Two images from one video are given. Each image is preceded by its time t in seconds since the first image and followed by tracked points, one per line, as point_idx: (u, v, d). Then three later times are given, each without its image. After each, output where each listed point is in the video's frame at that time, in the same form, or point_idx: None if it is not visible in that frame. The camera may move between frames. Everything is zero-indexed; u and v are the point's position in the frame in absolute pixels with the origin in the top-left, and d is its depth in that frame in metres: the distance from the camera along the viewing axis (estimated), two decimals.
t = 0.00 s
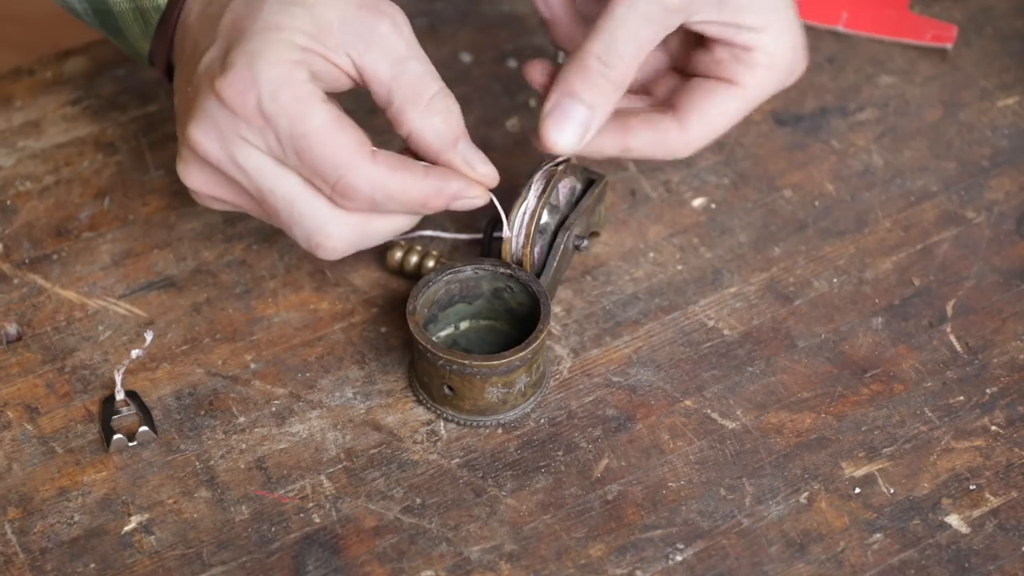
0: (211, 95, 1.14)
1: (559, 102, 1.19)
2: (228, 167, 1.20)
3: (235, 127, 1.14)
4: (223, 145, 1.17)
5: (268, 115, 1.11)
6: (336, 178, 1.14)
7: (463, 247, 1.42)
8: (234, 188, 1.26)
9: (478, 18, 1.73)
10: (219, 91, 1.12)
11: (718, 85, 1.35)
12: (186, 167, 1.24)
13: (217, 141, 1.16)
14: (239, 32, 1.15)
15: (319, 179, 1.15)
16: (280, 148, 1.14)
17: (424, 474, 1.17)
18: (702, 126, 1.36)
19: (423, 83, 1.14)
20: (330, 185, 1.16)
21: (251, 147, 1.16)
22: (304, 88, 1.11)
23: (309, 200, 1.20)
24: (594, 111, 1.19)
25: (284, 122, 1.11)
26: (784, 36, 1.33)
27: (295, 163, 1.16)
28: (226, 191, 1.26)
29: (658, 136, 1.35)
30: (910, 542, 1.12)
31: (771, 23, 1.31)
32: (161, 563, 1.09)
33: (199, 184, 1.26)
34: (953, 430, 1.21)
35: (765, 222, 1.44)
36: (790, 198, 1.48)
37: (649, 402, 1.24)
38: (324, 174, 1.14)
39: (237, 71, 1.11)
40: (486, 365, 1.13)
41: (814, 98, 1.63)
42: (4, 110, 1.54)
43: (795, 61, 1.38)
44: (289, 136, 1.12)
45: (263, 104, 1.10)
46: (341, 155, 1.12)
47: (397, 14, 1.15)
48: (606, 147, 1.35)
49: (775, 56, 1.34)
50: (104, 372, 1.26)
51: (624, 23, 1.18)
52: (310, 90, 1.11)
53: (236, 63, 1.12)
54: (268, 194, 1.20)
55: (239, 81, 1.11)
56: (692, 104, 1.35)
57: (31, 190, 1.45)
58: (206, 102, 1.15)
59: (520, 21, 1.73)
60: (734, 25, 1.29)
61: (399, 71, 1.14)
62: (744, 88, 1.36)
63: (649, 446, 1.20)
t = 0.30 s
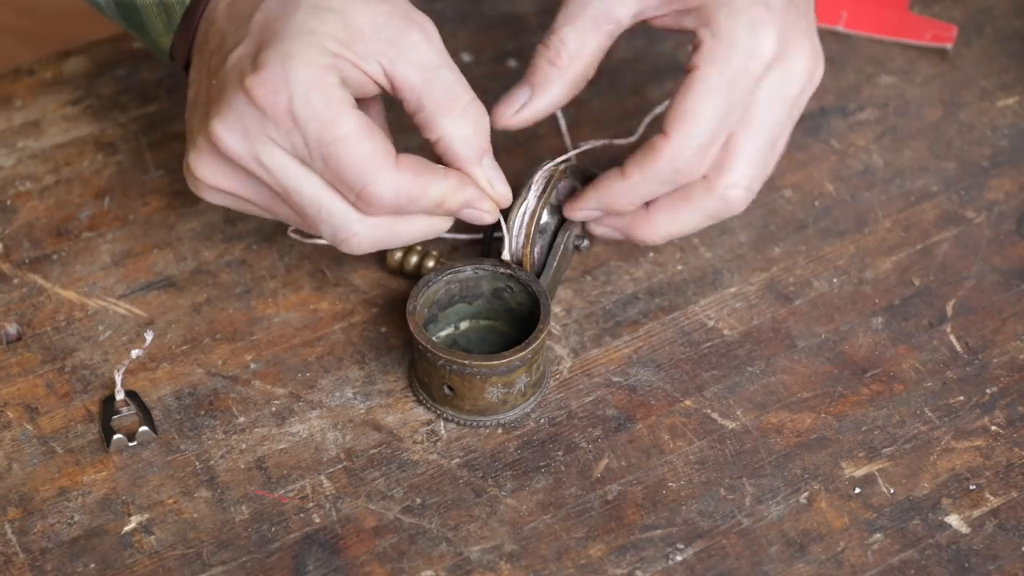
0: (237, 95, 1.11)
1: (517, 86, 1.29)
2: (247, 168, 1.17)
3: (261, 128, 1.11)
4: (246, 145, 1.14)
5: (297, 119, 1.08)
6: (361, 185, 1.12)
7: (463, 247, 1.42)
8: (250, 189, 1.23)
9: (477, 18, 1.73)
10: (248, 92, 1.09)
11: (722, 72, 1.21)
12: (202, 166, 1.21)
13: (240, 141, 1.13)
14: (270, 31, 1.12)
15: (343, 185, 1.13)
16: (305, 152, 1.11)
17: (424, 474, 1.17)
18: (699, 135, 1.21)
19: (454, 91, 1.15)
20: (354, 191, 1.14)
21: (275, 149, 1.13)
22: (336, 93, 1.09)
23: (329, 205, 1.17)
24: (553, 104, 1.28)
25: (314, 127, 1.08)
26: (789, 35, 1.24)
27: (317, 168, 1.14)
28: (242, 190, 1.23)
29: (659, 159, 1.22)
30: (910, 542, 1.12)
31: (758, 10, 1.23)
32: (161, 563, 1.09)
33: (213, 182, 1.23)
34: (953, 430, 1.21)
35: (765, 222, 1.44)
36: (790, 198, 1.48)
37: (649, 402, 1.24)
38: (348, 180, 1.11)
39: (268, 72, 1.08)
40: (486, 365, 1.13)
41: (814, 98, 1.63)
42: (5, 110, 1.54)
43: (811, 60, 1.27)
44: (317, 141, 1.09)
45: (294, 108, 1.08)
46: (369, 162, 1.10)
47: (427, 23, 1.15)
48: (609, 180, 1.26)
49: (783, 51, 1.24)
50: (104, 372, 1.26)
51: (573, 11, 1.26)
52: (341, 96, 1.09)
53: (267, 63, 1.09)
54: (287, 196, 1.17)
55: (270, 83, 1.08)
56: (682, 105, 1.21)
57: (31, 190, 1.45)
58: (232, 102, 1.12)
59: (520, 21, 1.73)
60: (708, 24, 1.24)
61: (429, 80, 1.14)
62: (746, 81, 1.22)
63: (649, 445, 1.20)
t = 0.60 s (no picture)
0: (237, 93, 1.09)
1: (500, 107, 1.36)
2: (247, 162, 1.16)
3: (261, 127, 1.10)
4: (246, 142, 1.13)
5: (296, 120, 1.07)
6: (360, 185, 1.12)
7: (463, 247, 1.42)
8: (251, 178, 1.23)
9: (477, 18, 1.73)
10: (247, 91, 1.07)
11: (685, 55, 1.22)
12: (203, 157, 1.21)
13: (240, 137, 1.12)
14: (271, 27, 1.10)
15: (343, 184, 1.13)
16: (303, 151, 1.11)
17: (424, 474, 1.17)
18: (660, 114, 1.23)
19: (460, 84, 1.14)
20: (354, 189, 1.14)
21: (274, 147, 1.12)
22: (336, 93, 1.07)
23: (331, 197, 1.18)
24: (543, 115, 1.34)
25: (313, 129, 1.07)
26: (757, 25, 1.25)
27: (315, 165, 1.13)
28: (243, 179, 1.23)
29: (618, 134, 1.24)
30: (910, 542, 1.12)
31: None
32: (161, 563, 1.09)
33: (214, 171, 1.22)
34: (953, 430, 1.21)
35: (765, 222, 1.44)
36: (790, 198, 1.48)
37: (649, 402, 1.24)
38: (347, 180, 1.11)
39: (268, 72, 1.06)
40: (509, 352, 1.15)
41: (814, 98, 1.62)
42: (5, 111, 1.54)
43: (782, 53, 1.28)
44: (316, 143, 1.08)
45: (293, 109, 1.06)
46: (369, 163, 1.10)
47: (432, 14, 1.13)
48: (571, 150, 1.29)
49: (750, 41, 1.25)
50: (104, 372, 1.26)
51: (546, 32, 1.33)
52: (340, 98, 1.08)
53: (267, 63, 1.06)
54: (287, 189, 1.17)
55: (269, 84, 1.06)
56: (646, 84, 1.22)
57: (31, 190, 1.45)
58: (232, 98, 1.10)
59: (519, 21, 1.73)
60: (675, 11, 1.26)
61: (433, 76, 1.13)
62: (709, 65, 1.23)
63: (649, 445, 1.20)
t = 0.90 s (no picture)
0: (248, 87, 1.06)
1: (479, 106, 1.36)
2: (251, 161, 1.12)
3: (271, 124, 1.07)
4: (253, 139, 1.09)
5: (311, 116, 1.05)
6: (374, 180, 1.11)
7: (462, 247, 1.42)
8: (247, 179, 1.20)
9: (477, 18, 1.73)
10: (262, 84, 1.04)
11: (662, 56, 1.26)
12: (201, 158, 1.17)
13: (248, 134, 1.09)
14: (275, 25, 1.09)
15: (357, 178, 1.11)
16: (316, 146, 1.08)
17: (424, 474, 1.17)
18: (638, 112, 1.25)
19: (464, 83, 1.15)
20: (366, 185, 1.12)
21: (285, 143, 1.09)
22: (351, 87, 1.06)
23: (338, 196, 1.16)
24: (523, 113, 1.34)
25: (328, 124, 1.05)
26: (731, 31, 1.30)
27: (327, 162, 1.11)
28: (239, 180, 1.20)
29: (597, 133, 1.27)
30: (910, 542, 1.12)
31: (700, 5, 1.29)
32: (161, 563, 1.09)
33: (210, 172, 1.19)
34: (953, 430, 1.21)
35: (765, 222, 1.44)
36: (790, 198, 1.48)
37: (649, 402, 1.24)
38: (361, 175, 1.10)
39: (281, 67, 1.04)
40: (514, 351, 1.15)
41: (814, 98, 1.62)
42: (5, 111, 1.54)
43: (757, 62, 1.33)
44: (332, 138, 1.07)
45: (311, 102, 1.04)
46: (386, 156, 1.09)
47: (433, 15, 1.14)
48: (550, 149, 1.31)
49: (724, 45, 1.29)
50: (104, 372, 1.26)
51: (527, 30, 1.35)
52: (354, 91, 1.06)
53: (279, 59, 1.04)
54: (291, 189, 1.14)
55: (283, 79, 1.04)
56: (625, 83, 1.25)
57: (31, 190, 1.45)
58: (241, 93, 1.07)
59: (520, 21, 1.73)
60: (652, 15, 1.30)
61: (438, 75, 1.14)
62: (686, 67, 1.27)
63: (650, 445, 1.20)
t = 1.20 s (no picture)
0: (254, 97, 1.06)
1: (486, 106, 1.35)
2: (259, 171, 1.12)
3: (279, 131, 1.07)
4: (260, 148, 1.09)
5: (319, 122, 1.05)
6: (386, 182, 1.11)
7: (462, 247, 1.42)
8: (253, 187, 1.20)
9: (477, 18, 1.73)
10: (268, 93, 1.04)
11: (670, 59, 1.26)
12: (206, 167, 1.17)
13: (254, 143, 1.09)
14: (280, 33, 1.09)
15: (371, 179, 1.11)
16: (327, 151, 1.08)
17: (424, 474, 1.17)
18: (643, 114, 1.26)
19: (469, 92, 1.15)
20: (381, 185, 1.12)
21: (292, 150, 1.09)
22: (359, 92, 1.06)
23: (346, 202, 1.16)
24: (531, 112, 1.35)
25: (337, 129, 1.05)
26: (739, 35, 1.31)
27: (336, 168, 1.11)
28: (243, 188, 1.20)
29: (602, 134, 1.27)
30: (910, 542, 1.12)
31: (708, 8, 1.30)
32: (161, 563, 1.09)
33: (215, 180, 1.19)
34: (953, 430, 1.21)
35: (765, 222, 1.44)
36: (790, 198, 1.47)
37: (649, 402, 1.24)
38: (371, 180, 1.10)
39: (287, 74, 1.04)
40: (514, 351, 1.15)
41: (814, 98, 1.62)
42: (5, 111, 1.54)
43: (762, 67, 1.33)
44: (340, 144, 1.07)
45: (319, 108, 1.04)
46: (399, 157, 1.09)
47: (440, 20, 1.13)
48: (554, 150, 1.31)
49: (732, 49, 1.30)
50: (104, 372, 1.26)
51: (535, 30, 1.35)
52: (361, 96, 1.06)
53: (285, 66, 1.04)
54: (299, 197, 1.14)
55: (289, 86, 1.03)
56: (632, 85, 1.26)
57: (31, 190, 1.45)
58: (247, 103, 1.07)
59: (520, 21, 1.73)
60: (661, 17, 1.30)
61: (444, 83, 1.13)
62: (693, 70, 1.27)
63: (649, 445, 1.20)
